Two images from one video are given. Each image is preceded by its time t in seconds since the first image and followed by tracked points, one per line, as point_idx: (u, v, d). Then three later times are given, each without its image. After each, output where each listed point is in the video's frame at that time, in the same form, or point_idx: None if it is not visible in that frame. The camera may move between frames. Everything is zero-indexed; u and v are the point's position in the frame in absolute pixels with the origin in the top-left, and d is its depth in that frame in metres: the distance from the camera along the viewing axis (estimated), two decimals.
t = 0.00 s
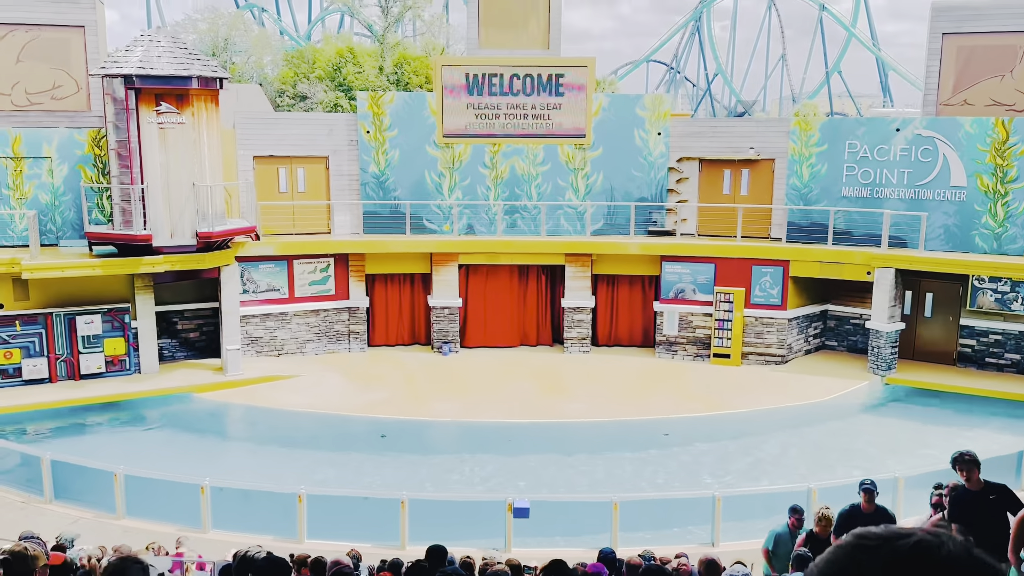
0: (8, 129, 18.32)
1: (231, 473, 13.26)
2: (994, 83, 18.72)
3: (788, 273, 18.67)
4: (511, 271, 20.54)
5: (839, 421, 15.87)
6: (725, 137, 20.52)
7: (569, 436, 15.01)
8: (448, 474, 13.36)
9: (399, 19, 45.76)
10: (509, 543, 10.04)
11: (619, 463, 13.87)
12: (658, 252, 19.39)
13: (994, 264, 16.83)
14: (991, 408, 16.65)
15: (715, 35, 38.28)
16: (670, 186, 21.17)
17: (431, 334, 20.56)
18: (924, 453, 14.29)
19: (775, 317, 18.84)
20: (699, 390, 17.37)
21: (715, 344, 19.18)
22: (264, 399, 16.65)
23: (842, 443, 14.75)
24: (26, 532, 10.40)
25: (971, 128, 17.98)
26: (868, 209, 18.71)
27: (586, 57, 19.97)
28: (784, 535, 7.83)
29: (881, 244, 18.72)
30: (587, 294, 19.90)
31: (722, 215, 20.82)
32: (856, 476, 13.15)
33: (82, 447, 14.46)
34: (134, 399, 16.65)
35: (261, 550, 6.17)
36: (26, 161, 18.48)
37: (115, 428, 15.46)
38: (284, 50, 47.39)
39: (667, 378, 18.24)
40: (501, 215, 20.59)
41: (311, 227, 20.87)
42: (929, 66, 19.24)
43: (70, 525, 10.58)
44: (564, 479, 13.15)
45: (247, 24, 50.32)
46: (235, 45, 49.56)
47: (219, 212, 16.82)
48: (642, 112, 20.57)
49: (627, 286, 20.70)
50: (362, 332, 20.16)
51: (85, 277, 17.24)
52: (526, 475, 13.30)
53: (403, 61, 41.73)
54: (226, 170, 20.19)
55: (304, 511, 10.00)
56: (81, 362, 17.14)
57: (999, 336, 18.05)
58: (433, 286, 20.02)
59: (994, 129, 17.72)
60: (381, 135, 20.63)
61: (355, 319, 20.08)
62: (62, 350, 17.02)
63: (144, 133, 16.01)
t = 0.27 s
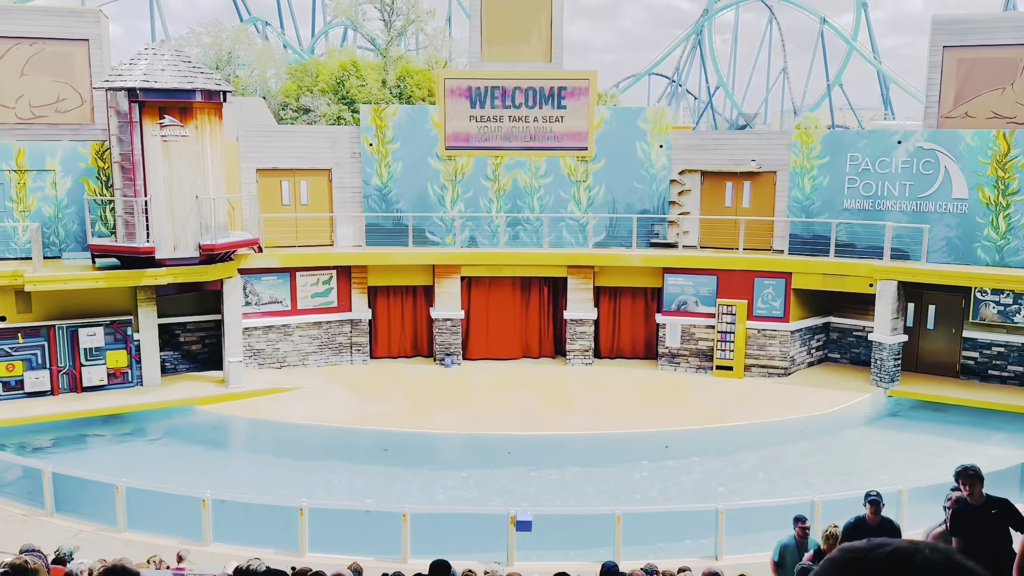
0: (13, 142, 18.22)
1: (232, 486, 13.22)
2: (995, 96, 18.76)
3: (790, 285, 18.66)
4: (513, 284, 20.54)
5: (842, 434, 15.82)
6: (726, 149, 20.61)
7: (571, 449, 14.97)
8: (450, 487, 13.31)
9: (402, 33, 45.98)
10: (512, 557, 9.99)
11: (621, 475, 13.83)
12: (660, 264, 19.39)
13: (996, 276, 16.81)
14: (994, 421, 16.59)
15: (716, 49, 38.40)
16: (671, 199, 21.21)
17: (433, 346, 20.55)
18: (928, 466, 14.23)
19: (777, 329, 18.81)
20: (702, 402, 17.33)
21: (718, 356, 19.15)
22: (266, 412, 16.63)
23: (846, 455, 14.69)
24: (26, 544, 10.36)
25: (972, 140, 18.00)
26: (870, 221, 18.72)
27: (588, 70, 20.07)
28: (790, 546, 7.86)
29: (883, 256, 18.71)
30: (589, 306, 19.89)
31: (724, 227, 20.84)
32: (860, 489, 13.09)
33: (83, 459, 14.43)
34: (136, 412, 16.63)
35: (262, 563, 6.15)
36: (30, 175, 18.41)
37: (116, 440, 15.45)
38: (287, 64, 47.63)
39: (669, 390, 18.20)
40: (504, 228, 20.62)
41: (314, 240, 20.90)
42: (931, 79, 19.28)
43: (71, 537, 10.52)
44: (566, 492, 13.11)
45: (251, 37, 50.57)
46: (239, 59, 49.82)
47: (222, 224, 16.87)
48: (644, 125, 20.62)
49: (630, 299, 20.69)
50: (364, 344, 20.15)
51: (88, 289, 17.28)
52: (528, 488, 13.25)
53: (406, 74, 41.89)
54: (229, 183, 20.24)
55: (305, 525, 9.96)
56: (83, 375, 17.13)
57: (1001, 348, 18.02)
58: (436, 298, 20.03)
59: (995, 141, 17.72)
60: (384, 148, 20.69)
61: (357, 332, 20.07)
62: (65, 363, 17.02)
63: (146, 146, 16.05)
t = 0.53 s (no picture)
0: (14, 155, 18.24)
1: (231, 500, 13.18)
2: (993, 109, 18.83)
3: (790, 298, 18.66)
4: (513, 296, 20.54)
5: (843, 447, 15.79)
6: (725, 162, 20.67)
7: (571, 462, 14.93)
8: (449, 500, 13.27)
9: (402, 47, 46.18)
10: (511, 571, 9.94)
11: (621, 489, 13.79)
12: (660, 277, 19.40)
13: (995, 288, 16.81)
14: (995, 434, 16.55)
15: (715, 62, 38.54)
16: (671, 211, 21.23)
17: (433, 358, 20.54)
18: (928, 480, 14.18)
19: (777, 342, 18.80)
20: (702, 415, 17.29)
21: (718, 369, 19.13)
22: (265, 425, 16.59)
23: (846, 469, 14.65)
24: (24, 559, 10.32)
25: (971, 153, 18.05)
26: (869, 234, 18.76)
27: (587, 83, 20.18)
28: (791, 564, 7.86)
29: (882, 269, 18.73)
30: (589, 319, 19.88)
31: (723, 240, 20.88)
32: (860, 503, 13.05)
33: (82, 473, 14.40)
34: (135, 425, 16.60)
35: None
36: (31, 188, 18.40)
37: (115, 454, 15.42)
38: (288, 77, 47.82)
39: (669, 403, 18.18)
40: (503, 240, 20.65)
41: (313, 253, 20.93)
42: (929, 93, 19.34)
43: (68, 552, 10.50)
44: (566, 506, 13.07)
45: (252, 51, 50.79)
46: (240, 72, 50.01)
47: (222, 237, 16.91)
48: (643, 138, 20.68)
49: (629, 311, 20.69)
50: (364, 357, 20.13)
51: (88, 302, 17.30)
52: (528, 501, 13.22)
53: (406, 88, 42.05)
54: (229, 196, 20.27)
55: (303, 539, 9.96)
56: (82, 388, 17.11)
57: (1001, 361, 17.99)
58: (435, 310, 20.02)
59: (993, 155, 17.76)
60: (384, 161, 20.74)
61: (356, 344, 20.06)
62: (64, 376, 17.00)
63: (147, 160, 16.10)
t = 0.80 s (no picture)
0: (14, 170, 18.29)
1: (228, 514, 13.15)
2: (989, 124, 18.97)
3: (787, 312, 18.71)
4: (511, 310, 20.57)
5: (840, 461, 15.79)
6: (722, 177, 20.78)
7: (568, 476, 14.92)
8: (447, 514, 13.25)
9: (400, 61, 46.40)
10: None
11: (619, 503, 13.78)
12: (658, 290, 19.45)
13: (993, 302, 16.88)
14: (993, 448, 16.56)
15: (712, 77, 38.75)
16: (668, 226, 21.23)
17: (431, 372, 20.54)
18: (927, 494, 14.18)
19: (775, 356, 18.83)
20: (700, 429, 17.29)
21: (716, 383, 19.15)
22: (262, 439, 16.57)
23: (843, 483, 14.66)
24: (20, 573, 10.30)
25: (967, 168, 18.15)
26: (865, 248, 18.83)
27: (584, 98, 20.30)
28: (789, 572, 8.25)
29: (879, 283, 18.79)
30: (587, 333, 19.90)
31: (720, 254, 20.94)
32: (858, 517, 13.05)
33: (79, 487, 14.36)
34: (132, 439, 16.56)
35: None
36: (30, 202, 18.45)
37: (112, 467, 15.40)
38: (286, 92, 48.00)
39: (667, 417, 18.18)
40: (501, 254, 20.70)
41: (312, 267, 20.97)
42: (924, 108, 19.46)
43: (65, 567, 10.49)
44: (564, 520, 13.05)
45: (251, 65, 51.01)
46: (239, 86, 50.17)
47: (221, 251, 16.92)
48: (640, 153, 20.75)
49: (627, 325, 20.72)
50: (362, 370, 20.13)
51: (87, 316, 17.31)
52: (526, 515, 13.21)
53: (404, 102, 42.23)
54: (228, 210, 20.32)
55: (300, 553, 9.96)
56: (80, 402, 17.09)
57: (999, 376, 18.05)
58: (433, 324, 20.03)
59: (989, 169, 17.86)
60: (382, 175, 20.80)
61: (354, 358, 20.06)
62: (62, 390, 16.97)
63: (146, 174, 16.16)
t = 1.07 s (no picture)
0: (13, 180, 18.33)
1: (226, 525, 13.12)
2: (986, 137, 19.06)
3: (785, 323, 18.70)
4: (509, 321, 20.57)
5: (839, 473, 15.78)
6: (721, 189, 20.85)
7: (567, 488, 14.89)
8: (446, 526, 13.22)
9: (400, 73, 46.57)
10: None
11: (618, 514, 13.75)
12: (656, 302, 19.47)
13: (991, 315, 16.90)
14: (992, 461, 16.55)
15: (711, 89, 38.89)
16: (666, 236, 21.33)
17: (429, 384, 20.53)
18: (926, 507, 14.16)
19: (773, 368, 18.83)
20: (698, 441, 17.28)
21: (714, 394, 19.15)
22: (260, 450, 16.53)
23: (842, 495, 14.64)
24: None
25: (963, 181, 18.20)
26: (863, 260, 18.86)
27: (583, 110, 20.38)
28: None
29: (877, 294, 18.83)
30: (585, 344, 19.90)
31: (719, 265, 20.98)
32: (858, 529, 13.03)
33: (76, 499, 14.30)
34: (129, 450, 16.52)
35: None
36: (29, 213, 18.47)
37: (109, 479, 15.36)
38: (286, 103, 48.15)
39: (666, 428, 18.16)
40: (500, 265, 20.72)
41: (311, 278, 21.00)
42: (921, 121, 19.53)
43: None
44: (562, 532, 13.02)
45: (250, 76, 51.18)
46: (238, 97, 50.31)
47: (220, 261, 16.93)
48: (639, 164, 20.79)
49: (626, 337, 20.73)
50: (360, 381, 20.11)
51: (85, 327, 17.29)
52: (524, 527, 13.18)
53: (403, 113, 42.36)
54: (227, 221, 20.34)
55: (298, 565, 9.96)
56: (77, 413, 17.06)
57: (997, 388, 18.07)
58: (432, 335, 20.03)
59: (986, 182, 17.88)
60: (382, 186, 20.84)
61: (352, 368, 20.03)
62: (59, 401, 16.94)
63: (145, 184, 16.17)
